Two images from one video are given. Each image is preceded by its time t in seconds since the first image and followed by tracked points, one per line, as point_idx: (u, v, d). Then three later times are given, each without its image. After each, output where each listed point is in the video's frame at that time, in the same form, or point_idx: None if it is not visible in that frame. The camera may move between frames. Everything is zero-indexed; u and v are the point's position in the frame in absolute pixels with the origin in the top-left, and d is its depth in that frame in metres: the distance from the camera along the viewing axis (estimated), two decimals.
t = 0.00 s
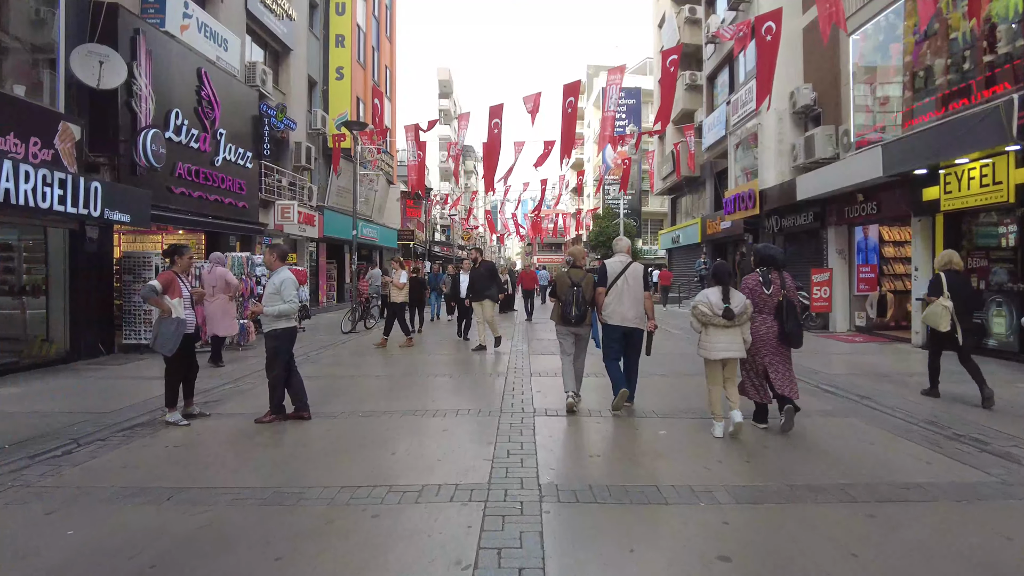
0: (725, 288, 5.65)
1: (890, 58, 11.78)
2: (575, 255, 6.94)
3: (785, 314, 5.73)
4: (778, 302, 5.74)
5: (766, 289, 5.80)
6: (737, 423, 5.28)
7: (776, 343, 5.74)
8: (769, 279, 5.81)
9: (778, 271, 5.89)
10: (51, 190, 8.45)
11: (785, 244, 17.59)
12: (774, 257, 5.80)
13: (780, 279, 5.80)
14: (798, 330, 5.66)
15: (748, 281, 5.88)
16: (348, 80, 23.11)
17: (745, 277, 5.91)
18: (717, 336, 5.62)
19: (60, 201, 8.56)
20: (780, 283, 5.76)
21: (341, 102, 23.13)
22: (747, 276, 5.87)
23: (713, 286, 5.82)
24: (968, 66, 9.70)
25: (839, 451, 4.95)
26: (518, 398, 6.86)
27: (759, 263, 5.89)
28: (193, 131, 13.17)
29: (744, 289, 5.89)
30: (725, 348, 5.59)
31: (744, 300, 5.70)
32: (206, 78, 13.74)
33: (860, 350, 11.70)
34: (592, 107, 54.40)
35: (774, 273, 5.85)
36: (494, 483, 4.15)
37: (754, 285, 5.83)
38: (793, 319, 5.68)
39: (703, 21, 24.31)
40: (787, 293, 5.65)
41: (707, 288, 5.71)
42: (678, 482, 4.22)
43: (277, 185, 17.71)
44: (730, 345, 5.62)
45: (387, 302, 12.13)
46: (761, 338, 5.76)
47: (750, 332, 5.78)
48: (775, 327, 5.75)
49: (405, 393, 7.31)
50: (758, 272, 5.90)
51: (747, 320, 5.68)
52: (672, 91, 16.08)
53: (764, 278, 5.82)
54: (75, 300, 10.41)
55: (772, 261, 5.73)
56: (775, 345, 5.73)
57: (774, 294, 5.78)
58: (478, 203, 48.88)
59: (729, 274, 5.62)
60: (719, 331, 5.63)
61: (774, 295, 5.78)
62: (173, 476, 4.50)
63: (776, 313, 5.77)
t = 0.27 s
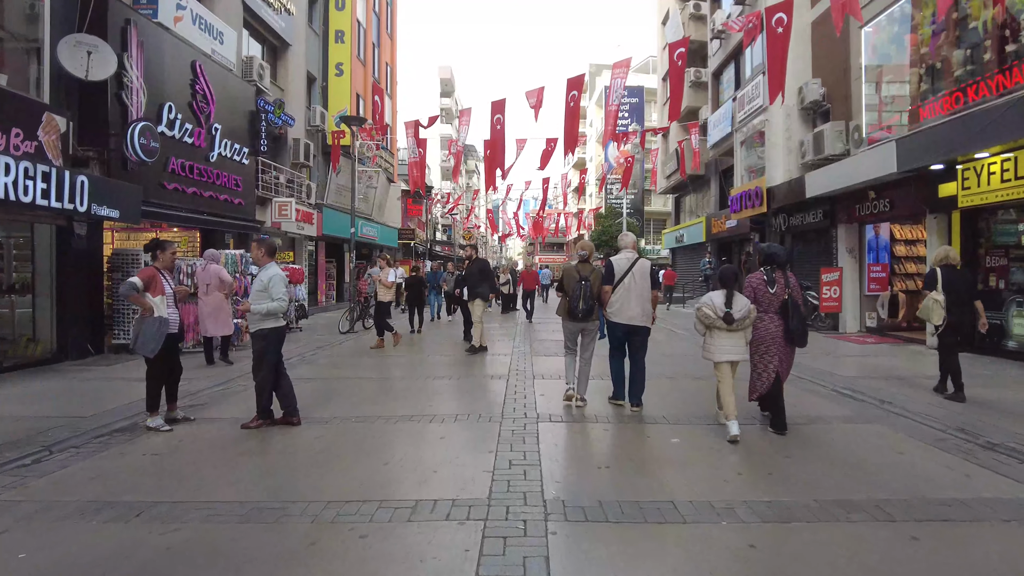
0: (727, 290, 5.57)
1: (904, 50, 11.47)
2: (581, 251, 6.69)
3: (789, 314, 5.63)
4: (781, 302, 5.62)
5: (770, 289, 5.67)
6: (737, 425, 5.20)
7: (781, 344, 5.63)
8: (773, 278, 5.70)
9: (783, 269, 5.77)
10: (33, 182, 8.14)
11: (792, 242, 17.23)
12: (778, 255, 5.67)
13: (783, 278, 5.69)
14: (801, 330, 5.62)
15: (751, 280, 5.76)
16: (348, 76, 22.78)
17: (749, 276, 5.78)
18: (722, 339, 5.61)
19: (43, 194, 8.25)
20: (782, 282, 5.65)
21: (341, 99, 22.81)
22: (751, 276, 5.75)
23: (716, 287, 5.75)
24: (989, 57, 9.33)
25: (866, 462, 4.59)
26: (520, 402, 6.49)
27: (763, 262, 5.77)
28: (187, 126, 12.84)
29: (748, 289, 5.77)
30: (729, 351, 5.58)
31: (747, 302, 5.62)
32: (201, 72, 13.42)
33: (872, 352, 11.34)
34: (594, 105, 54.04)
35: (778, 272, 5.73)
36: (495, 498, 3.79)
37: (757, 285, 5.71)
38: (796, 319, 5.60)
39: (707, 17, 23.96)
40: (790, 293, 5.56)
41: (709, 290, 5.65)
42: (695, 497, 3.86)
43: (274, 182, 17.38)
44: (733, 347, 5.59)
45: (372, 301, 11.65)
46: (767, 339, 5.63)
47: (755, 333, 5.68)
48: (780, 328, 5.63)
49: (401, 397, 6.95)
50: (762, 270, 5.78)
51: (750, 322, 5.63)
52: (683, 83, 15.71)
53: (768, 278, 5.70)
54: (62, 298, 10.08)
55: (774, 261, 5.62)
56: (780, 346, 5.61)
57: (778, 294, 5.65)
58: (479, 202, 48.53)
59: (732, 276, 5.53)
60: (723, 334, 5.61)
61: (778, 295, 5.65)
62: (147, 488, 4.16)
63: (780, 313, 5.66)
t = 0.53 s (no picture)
0: (732, 286, 5.55)
1: (917, 45, 11.09)
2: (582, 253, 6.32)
3: (790, 313, 5.65)
4: (783, 301, 5.65)
5: (772, 288, 5.70)
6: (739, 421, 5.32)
7: (782, 342, 5.66)
8: (774, 278, 5.74)
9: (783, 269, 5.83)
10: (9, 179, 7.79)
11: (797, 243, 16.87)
12: (779, 255, 5.72)
13: (784, 278, 5.73)
14: (801, 329, 5.61)
15: (752, 279, 5.79)
16: (346, 73, 22.41)
17: (751, 275, 5.83)
18: (727, 334, 5.53)
19: (21, 191, 7.90)
20: (784, 282, 5.69)
21: (338, 96, 22.46)
22: (752, 275, 5.78)
23: (718, 283, 5.70)
24: (1008, 49, 8.97)
25: (893, 481, 4.22)
26: (520, 411, 6.13)
27: (764, 261, 5.81)
28: (177, 122, 12.49)
29: (749, 288, 5.79)
30: (735, 346, 5.50)
31: (750, 298, 5.63)
32: (193, 67, 13.07)
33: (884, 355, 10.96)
34: (595, 104, 53.61)
35: (779, 272, 5.78)
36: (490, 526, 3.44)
37: (759, 283, 5.74)
38: (798, 318, 5.61)
39: (711, 13, 23.59)
40: (792, 292, 5.58)
41: (713, 286, 5.57)
42: (710, 524, 3.51)
43: (269, 180, 17.02)
44: (736, 344, 5.52)
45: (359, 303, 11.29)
46: (767, 338, 5.66)
47: (756, 332, 5.70)
48: (781, 326, 5.66)
49: (393, 406, 6.60)
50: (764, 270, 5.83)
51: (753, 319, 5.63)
52: (687, 79, 15.36)
53: (769, 277, 5.74)
54: (45, 300, 9.75)
55: (777, 260, 5.67)
56: (781, 344, 5.65)
57: (779, 293, 5.69)
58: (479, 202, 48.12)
59: (737, 273, 5.56)
60: (728, 329, 5.53)
61: (779, 294, 5.69)
62: (110, 511, 3.81)
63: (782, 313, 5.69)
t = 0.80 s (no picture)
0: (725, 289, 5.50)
1: (930, 36, 10.70)
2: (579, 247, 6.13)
3: (791, 311, 5.56)
4: (784, 299, 5.54)
5: (772, 286, 5.60)
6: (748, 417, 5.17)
7: (784, 341, 5.56)
8: (774, 276, 5.63)
9: (784, 267, 5.71)
10: None
11: (801, 240, 16.52)
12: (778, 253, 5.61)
13: (784, 276, 5.63)
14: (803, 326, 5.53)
15: (752, 279, 5.70)
16: (341, 69, 22.03)
17: (751, 274, 5.73)
18: (722, 338, 5.53)
19: None
20: (784, 279, 5.59)
21: (334, 92, 22.08)
22: (751, 274, 5.69)
23: (712, 287, 5.67)
24: None
25: (922, 496, 3.87)
26: (517, 417, 5.77)
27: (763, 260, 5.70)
28: (165, 116, 12.13)
29: (748, 288, 5.71)
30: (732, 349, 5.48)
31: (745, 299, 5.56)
32: (181, 59, 12.71)
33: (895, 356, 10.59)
34: (595, 102, 53.17)
35: (779, 270, 5.67)
36: (480, 552, 3.08)
37: (759, 282, 5.65)
38: (799, 316, 5.51)
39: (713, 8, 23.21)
40: (792, 290, 5.48)
41: (706, 291, 5.56)
42: (725, 548, 3.15)
43: (263, 178, 16.65)
44: (734, 346, 5.50)
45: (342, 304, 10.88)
46: (769, 337, 5.57)
47: (756, 331, 5.62)
48: (782, 325, 5.57)
49: (383, 411, 6.23)
50: (764, 268, 5.71)
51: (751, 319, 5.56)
52: (689, 72, 15.00)
53: (769, 276, 5.64)
54: (25, 300, 9.41)
55: (775, 258, 5.57)
56: (785, 343, 5.54)
57: (780, 291, 5.58)
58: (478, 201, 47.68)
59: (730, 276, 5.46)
60: (723, 332, 5.52)
61: (780, 292, 5.58)
62: (62, 532, 3.45)
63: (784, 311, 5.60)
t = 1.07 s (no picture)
0: (718, 285, 5.59)
1: (943, 30, 10.34)
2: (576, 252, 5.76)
3: (785, 311, 5.65)
4: (777, 299, 5.66)
5: (768, 286, 5.71)
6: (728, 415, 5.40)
7: (776, 339, 5.69)
8: (770, 277, 5.73)
9: (780, 267, 5.81)
10: None
11: (806, 241, 16.20)
12: (775, 255, 5.71)
13: (780, 277, 5.73)
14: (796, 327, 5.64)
15: (749, 278, 5.80)
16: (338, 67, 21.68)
17: (748, 274, 5.82)
18: (715, 333, 5.53)
19: None
20: (779, 280, 5.69)
21: (331, 91, 21.74)
22: (748, 274, 5.79)
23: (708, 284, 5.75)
24: None
25: (959, 523, 3.54)
26: (517, 430, 5.44)
27: (761, 260, 5.80)
28: (155, 114, 11.81)
29: (745, 286, 5.82)
30: (723, 344, 5.48)
31: (740, 296, 5.62)
32: (171, 56, 12.39)
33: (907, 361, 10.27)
34: (595, 101, 52.78)
35: (776, 271, 5.77)
36: None
37: (756, 282, 5.75)
38: (792, 316, 5.62)
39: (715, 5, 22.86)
40: (786, 291, 5.59)
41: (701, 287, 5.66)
42: None
43: (257, 178, 16.32)
44: (729, 341, 5.50)
45: (330, 304, 10.61)
46: (761, 335, 5.70)
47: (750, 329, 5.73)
48: (775, 324, 5.68)
49: (375, 422, 5.92)
50: (760, 269, 5.81)
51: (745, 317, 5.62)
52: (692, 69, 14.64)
53: (765, 276, 5.74)
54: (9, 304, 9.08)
55: (772, 258, 5.66)
56: (776, 341, 5.68)
57: (775, 291, 5.69)
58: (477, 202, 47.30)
59: (724, 272, 5.53)
60: (716, 327, 5.53)
61: (774, 292, 5.69)
62: (17, 566, 3.15)
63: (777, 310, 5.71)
